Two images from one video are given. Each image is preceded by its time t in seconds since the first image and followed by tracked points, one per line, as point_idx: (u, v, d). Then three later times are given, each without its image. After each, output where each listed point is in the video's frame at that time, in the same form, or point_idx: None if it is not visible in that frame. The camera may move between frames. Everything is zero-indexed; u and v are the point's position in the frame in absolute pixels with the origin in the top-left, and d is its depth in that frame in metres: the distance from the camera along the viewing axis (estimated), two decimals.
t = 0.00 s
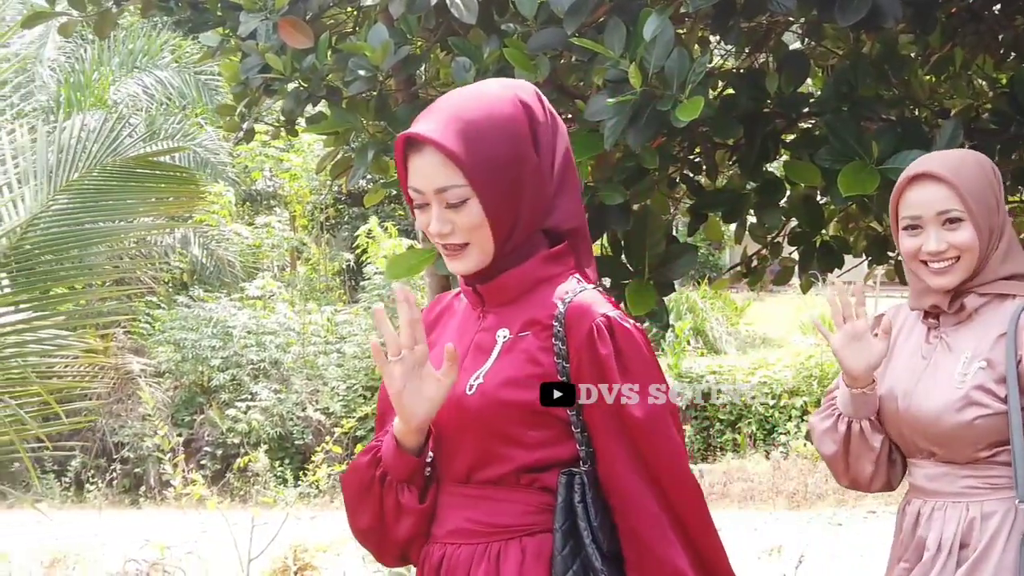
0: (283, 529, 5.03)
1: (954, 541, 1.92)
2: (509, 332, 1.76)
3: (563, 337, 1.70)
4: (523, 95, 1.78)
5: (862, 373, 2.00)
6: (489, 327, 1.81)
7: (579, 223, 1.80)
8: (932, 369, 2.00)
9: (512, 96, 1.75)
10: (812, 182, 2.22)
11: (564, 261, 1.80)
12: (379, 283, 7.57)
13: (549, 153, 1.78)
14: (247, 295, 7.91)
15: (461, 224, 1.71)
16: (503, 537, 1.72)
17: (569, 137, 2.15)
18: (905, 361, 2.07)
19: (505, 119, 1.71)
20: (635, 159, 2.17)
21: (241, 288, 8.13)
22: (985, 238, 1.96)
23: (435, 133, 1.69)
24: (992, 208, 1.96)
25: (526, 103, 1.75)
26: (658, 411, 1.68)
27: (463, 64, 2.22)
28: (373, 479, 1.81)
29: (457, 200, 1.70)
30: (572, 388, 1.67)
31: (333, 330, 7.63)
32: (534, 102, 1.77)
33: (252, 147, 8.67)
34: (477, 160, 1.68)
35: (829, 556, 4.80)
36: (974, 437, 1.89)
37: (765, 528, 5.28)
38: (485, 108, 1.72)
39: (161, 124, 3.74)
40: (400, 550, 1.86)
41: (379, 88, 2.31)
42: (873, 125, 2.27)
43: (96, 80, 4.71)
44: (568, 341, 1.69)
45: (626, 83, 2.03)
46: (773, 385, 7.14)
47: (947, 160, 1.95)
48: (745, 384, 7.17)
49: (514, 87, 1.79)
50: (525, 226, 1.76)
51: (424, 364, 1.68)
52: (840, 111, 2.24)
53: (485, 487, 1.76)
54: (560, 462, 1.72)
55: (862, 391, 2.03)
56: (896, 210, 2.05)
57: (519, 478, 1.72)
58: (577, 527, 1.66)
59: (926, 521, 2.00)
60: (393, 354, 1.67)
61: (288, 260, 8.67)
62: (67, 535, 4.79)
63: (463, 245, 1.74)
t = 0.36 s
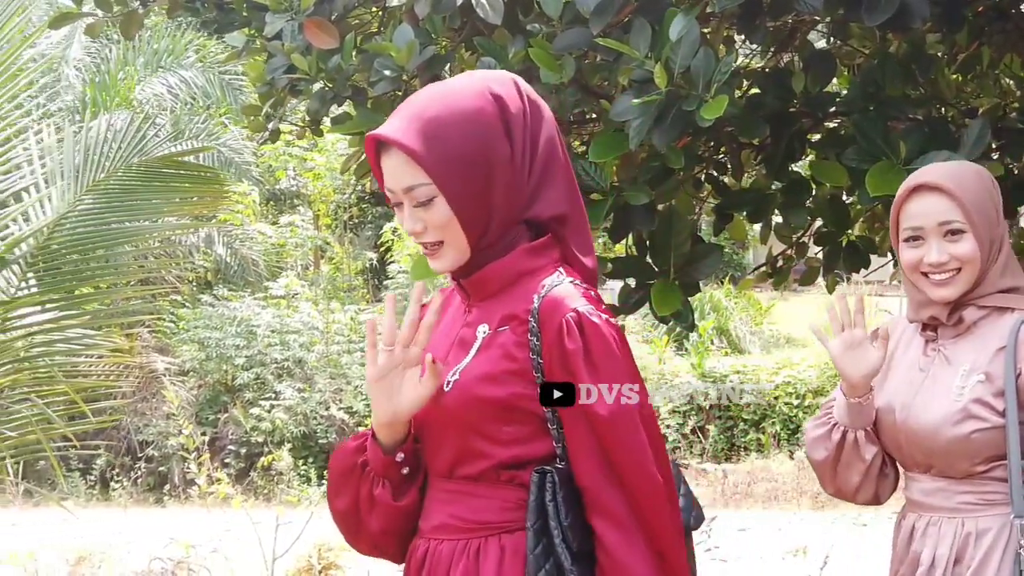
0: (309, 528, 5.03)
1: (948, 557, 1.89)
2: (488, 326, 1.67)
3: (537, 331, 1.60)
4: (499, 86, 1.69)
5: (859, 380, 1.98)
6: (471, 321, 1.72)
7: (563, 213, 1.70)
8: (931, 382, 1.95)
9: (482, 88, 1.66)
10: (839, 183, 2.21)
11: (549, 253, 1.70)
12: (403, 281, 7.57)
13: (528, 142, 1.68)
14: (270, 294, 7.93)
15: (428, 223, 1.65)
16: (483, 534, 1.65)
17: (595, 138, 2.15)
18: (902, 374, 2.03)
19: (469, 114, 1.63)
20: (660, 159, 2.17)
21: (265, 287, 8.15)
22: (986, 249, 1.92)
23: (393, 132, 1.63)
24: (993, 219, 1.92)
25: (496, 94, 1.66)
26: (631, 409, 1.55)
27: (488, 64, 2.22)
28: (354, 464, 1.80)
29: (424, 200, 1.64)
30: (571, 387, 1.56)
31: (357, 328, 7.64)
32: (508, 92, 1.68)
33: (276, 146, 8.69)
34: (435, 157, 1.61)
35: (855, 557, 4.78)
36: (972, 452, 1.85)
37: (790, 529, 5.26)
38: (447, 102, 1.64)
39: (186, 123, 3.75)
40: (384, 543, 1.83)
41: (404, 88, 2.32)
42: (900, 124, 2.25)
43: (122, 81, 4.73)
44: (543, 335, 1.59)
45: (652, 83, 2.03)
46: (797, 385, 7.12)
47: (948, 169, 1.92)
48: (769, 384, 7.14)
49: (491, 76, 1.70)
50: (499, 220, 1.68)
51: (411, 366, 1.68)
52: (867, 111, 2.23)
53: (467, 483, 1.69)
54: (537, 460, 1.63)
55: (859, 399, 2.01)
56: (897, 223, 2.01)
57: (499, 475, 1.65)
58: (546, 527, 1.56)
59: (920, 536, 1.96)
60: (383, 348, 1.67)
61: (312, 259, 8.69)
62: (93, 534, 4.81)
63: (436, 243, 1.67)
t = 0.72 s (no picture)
0: (334, 527, 5.04)
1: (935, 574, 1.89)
2: (472, 324, 1.65)
3: (515, 328, 1.56)
4: (479, 81, 1.68)
5: (850, 389, 1.94)
6: (460, 318, 1.70)
7: (549, 206, 1.66)
8: (916, 397, 1.96)
9: (461, 84, 1.66)
10: (865, 184, 2.19)
11: (536, 248, 1.66)
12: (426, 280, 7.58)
13: (510, 137, 1.66)
14: (294, 293, 7.96)
15: (407, 220, 1.66)
16: (472, 533, 1.65)
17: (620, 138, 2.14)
18: (889, 388, 2.04)
19: (444, 109, 1.63)
20: (686, 160, 2.16)
21: (289, 286, 8.17)
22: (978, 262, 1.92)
23: (367, 132, 1.64)
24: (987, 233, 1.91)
25: (473, 90, 1.65)
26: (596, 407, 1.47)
27: (513, 64, 2.22)
28: (348, 459, 1.86)
29: (400, 199, 1.65)
30: (574, 388, 1.48)
31: (381, 327, 7.65)
32: (488, 87, 1.67)
33: (300, 146, 8.71)
34: (407, 156, 1.61)
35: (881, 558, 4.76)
36: (957, 469, 1.85)
37: (815, 530, 5.24)
38: (422, 101, 1.64)
39: (211, 123, 3.76)
40: (385, 533, 1.86)
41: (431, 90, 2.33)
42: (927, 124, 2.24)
43: (148, 82, 4.73)
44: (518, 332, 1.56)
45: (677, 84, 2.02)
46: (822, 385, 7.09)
47: (944, 179, 1.91)
48: (794, 384, 7.12)
49: (475, 72, 1.69)
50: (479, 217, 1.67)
51: (362, 352, 1.84)
52: (894, 111, 2.22)
53: (457, 482, 1.68)
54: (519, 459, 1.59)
55: (852, 406, 1.97)
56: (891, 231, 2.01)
57: (485, 472, 1.63)
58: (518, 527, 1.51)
59: (906, 553, 1.97)
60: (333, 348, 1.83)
61: (336, 258, 8.71)
62: (120, 532, 4.84)
63: (417, 240, 1.68)
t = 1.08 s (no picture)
0: (359, 526, 5.05)
1: None
2: (460, 323, 1.66)
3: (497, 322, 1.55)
4: (459, 77, 1.68)
5: (830, 390, 1.95)
6: (450, 316, 1.70)
7: (534, 199, 1.65)
8: (884, 401, 1.95)
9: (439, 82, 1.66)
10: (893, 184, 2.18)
11: (524, 243, 1.65)
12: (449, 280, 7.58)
13: (490, 132, 1.65)
14: (318, 293, 7.99)
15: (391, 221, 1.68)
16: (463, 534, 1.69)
17: (647, 138, 2.14)
18: (860, 389, 2.02)
19: (419, 109, 1.63)
20: (712, 160, 2.15)
21: (313, 286, 8.19)
22: (957, 266, 1.91)
23: (346, 137, 1.65)
24: (970, 237, 1.91)
25: (450, 87, 1.65)
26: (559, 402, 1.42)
27: (539, 65, 2.25)
28: (351, 453, 1.94)
29: (382, 201, 1.67)
30: (573, 389, 1.44)
31: (405, 325, 7.65)
32: (467, 82, 1.66)
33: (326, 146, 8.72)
34: (383, 159, 1.62)
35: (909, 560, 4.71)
36: (923, 475, 1.83)
37: (840, 530, 5.21)
38: (397, 102, 1.64)
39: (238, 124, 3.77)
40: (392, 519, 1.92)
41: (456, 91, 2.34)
42: (955, 125, 2.22)
43: (174, 84, 4.74)
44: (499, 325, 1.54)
45: (703, 84, 2.02)
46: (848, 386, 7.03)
47: (930, 180, 1.91)
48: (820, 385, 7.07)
49: (456, 68, 1.69)
50: (462, 215, 1.66)
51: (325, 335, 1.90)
52: (922, 112, 2.20)
53: (450, 484, 1.71)
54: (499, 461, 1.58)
55: (826, 409, 1.98)
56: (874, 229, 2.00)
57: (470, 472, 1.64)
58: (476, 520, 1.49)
59: (877, 559, 1.96)
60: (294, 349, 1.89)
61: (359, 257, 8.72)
62: (144, 530, 4.85)
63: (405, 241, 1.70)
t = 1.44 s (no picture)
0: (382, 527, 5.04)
1: (881, 570, 1.86)
2: (452, 323, 1.72)
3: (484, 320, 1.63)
4: (443, 77, 1.73)
5: (807, 384, 1.92)
6: (445, 315, 1.77)
7: (521, 196, 1.69)
8: (860, 392, 1.93)
9: (422, 85, 1.71)
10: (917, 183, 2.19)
11: (513, 243, 1.71)
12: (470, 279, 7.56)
13: (474, 131, 1.70)
14: (340, 293, 8.00)
15: (383, 227, 1.74)
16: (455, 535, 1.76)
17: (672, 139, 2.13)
18: (838, 380, 2.00)
19: (402, 114, 1.69)
20: (738, 160, 2.15)
21: (335, 287, 8.20)
22: (941, 259, 1.89)
23: (332, 145, 1.71)
24: (955, 230, 1.89)
25: (432, 88, 1.70)
26: (530, 398, 1.47)
27: (563, 66, 2.26)
28: (351, 456, 2.03)
29: (370, 207, 1.73)
30: (573, 390, 1.52)
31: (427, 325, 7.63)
32: (450, 83, 1.71)
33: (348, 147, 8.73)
34: (369, 164, 1.68)
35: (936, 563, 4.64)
36: (896, 464, 1.82)
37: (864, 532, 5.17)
38: (381, 106, 1.70)
39: (261, 125, 3.78)
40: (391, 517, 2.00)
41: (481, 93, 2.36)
42: (982, 124, 2.20)
43: (197, 85, 4.74)
44: (487, 321, 1.61)
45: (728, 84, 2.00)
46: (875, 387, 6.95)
47: (915, 173, 1.90)
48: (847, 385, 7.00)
49: (439, 69, 1.73)
50: (450, 217, 1.72)
51: (322, 333, 1.94)
52: (949, 113, 2.18)
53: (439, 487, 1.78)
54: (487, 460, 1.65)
55: (801, 401, 1.94)
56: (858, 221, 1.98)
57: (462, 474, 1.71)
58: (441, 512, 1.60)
59: (854, 549, 1.94)
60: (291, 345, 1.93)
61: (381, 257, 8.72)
62: (168, 529, 4.85)
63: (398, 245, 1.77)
